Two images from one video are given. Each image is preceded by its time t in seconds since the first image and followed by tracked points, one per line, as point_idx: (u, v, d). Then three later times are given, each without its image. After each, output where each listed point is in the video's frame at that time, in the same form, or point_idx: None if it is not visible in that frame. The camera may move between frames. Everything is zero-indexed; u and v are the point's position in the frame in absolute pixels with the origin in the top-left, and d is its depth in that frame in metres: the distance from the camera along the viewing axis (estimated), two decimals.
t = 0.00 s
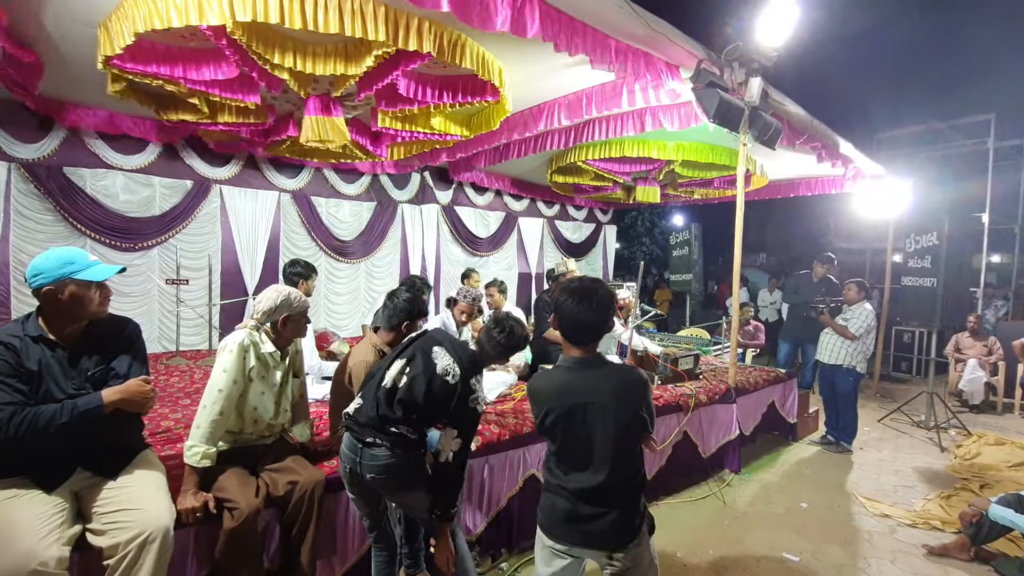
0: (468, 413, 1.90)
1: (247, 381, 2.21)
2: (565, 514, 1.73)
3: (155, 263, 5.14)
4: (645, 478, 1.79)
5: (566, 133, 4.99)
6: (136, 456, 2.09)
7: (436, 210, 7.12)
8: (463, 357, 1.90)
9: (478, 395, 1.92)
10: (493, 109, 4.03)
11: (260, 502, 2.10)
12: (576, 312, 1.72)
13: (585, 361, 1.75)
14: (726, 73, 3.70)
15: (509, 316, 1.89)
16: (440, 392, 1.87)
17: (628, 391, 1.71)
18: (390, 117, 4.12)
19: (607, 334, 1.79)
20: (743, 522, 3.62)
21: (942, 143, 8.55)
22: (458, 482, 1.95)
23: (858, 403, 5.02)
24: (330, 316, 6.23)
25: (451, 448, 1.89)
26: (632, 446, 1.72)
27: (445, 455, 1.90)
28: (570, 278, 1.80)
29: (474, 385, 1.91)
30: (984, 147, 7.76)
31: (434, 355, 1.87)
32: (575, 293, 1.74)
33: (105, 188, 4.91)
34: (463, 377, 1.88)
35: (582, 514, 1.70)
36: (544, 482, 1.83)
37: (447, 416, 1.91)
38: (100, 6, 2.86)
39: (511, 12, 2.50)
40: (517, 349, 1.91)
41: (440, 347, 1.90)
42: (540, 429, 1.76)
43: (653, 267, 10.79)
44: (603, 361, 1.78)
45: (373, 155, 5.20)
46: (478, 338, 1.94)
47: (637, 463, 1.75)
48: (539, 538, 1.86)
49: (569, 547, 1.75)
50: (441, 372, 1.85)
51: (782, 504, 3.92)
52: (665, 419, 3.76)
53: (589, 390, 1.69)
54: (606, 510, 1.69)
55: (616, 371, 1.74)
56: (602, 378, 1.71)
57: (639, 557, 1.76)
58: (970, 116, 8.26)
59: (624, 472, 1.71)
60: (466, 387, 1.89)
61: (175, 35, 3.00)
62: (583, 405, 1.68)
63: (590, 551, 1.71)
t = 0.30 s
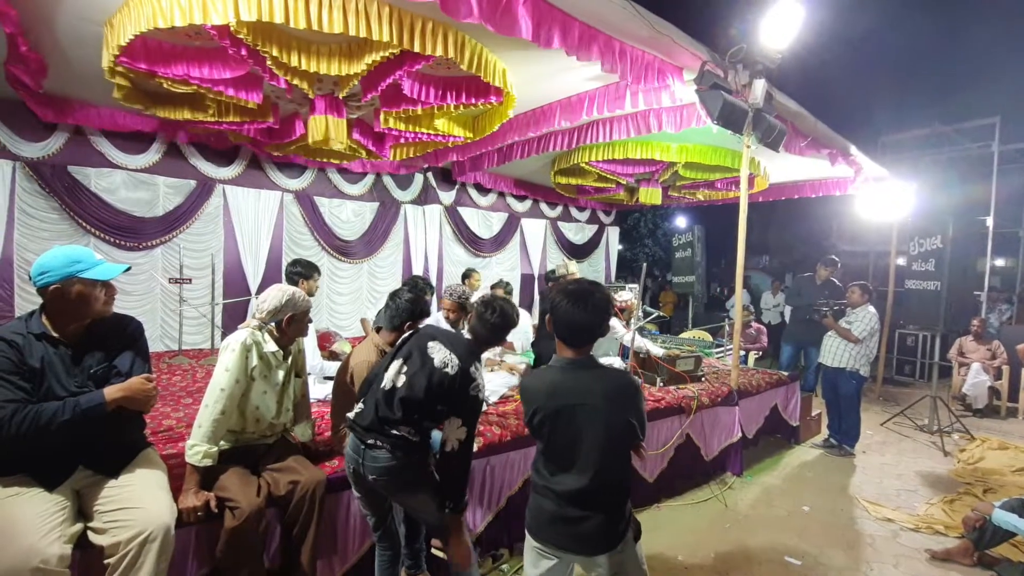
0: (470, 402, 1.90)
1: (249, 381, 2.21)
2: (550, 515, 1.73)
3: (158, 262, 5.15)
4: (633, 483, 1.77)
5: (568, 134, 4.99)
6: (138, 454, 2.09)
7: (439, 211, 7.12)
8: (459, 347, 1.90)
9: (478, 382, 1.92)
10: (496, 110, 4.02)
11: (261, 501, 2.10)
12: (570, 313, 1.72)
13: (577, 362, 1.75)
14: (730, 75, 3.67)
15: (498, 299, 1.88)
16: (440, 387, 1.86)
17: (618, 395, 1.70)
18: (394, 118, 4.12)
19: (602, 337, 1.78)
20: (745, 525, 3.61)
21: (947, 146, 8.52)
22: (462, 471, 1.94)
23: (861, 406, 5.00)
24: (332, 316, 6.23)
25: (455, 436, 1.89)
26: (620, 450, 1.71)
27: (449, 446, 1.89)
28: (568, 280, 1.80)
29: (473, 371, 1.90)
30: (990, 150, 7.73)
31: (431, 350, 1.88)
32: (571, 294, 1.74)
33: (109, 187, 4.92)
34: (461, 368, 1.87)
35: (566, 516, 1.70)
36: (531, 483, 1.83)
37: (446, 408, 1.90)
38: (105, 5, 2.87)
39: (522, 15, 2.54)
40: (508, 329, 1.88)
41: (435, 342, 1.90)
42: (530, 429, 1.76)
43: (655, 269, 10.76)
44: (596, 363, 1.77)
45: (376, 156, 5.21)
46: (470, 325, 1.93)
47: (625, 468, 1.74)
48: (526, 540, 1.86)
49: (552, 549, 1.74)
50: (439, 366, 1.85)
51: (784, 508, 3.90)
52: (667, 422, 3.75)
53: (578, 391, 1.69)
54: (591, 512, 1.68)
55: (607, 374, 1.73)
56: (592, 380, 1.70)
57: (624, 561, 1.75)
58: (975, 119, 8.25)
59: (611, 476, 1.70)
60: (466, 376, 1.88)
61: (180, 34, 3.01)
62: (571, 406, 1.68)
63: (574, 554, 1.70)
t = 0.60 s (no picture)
0: (479, 369, 1.98)
1: (250, 380, 2.21)
2: (536, 515, 1.73)
3: (161, 261, 5.16)
4: (622, 487, 1.75)
5: (571, 135, 4.98)
6: (140, 453, 2.08)
7: (441, 212, 7.10)
8: (450, 327, 1.96)
9: (479, 347, 2.00)
10: (499, 111, 4.02)
11: (263, 500, 2.09)
12: (559, 313, 1.72)
13: (568, 363, 1.74)
14: (733, 75, 3.67)
15: (463, 263, 2.02)
16: (447, 370, 1.93)
17: (606, 397, 1.69)
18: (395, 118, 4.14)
19: (594, 338, 1.77)
20: (746, 527, 3.60)
21: (951, 148, 8.50)
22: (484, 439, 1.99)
23: (864, 408, 4.98)
24: (334, 316, 6.23)
25: (474, 404, 1.95)
26: (607, 454, 1.69)
27: (468, 416, 1.95)
28: (560, 279, 1.80)
29: (471, 339, 1.98)
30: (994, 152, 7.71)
31: (425, 338, 1.94)
32: (561, 294, 1.74)
33: (112, 186, 4.93)
34: (459, 343, 1.94)
35: (551, 516, 1.69)
36: (521, 482, 1.84)
37: (457, 384, 1.97)
38: (109, 5, 2.88)
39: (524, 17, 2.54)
40: (486, 287, 2.04)
41: (426, 329, 1.96)
42: (519, 428, 1.77)
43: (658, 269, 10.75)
44: (587, 364, 1.76)
45: (378, 156, 5.22)
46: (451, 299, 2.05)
47: (614, 472, 1.72)
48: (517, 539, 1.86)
49: (539, 549, 1.74)
50: (438, 350, 1.91)
51: (786, 510, 3.89)
52: (669, 423, 3.74)
53: (564, 392, 1.68)
54: (577, 514, 1.67)
55: (596, 376, 1.72)
56: (580, 382, 1.70)
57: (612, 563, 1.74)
58: (979, 120, 8.23)
59: (598, 479, 1.68)
60: (466, 346, 1.95)
61: (183, 34, 3.01)
62: (557, 407, 1.68)
63: (560, 556, 1.70)
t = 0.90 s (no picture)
0: (472, 342, 2.04)
1: (253, 380, 2.21)
2: (542, 517, 1.73)
3: (164, 261, 5.17)
4: (627, 489, 1.75)
5: (572, 137, 4.98)
6: (142, 453, 2.09)
7: (443, 213, 7.10)
8: (434, 314, 2.04)
9: (467, 322, 2.06)
10: (501, 113, 4.03)
11: (264, 501, 2.09)
12: (564, 314, 1.72)
13: (573, 364, 1.74)
14: (735, 77, 3.67)
15: (433, 241, 2.06)
16: (444, 355, 2.00)
17: (611, 399, 1.68)
18: (398, 120, 4.15)
19: (598, 338, 1.77)
20: (748, 530, 3.60)
21: (954, 151, 8.49)
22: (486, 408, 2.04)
23: (866, 410, 4.97)
24: (335, 316, 6.24)
25: (472, 371, 2.00)
26: (612, 456, 1.69)
27: (470, 388, 2.00)
28: (563, 280, 1.80)
29: (458, 318, 2.05)
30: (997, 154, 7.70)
31: (413, 332, 2.02)
32: (565, 294, 1.74)
33: (116, 187, 4.95)
34: (447, 326, 2.01)
35: (557, 519, 1.69)
36: (527, 483, 1.84)
37: (455, 365, 2.05)
38: (113, 7, 2.89)
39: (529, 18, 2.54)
40: (461, 261, 2.09)
41: (414, 323, 2.04)
42: (524, 430, 1.77)
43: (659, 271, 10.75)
44: (593, 366, 1.76)
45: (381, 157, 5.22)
46: (429, 284, 2.11)
47: (619, 474, 1.71)
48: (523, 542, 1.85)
49: (545, 551, 1.73)
50: (430, 338, 2.00)
51: (788, 512, 3.88)
52: (670, 425, 3.74)
53: (570, 394, 1.68)
54: (583, 517, 1.67)
55: (602, 378, 1.72)
56: (585, 384, 1.69)
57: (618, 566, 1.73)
58: (982, 123, 8.23)
59: (603, 480, 1.68)
60: (454, 325, 2.03)
61: (186, 35, 3.02)
62: (562, 409, 1.68)
63: (565, 559, 1.69)
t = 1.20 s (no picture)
0: (461, 336, 1.99)
1: (256, 380, 2.21)
2: (564, 520, 1.73)
3: (168, 260, 5.18)
4: (648, 488, 1.75)
5: (576, 138, 4.97)
6: (146, 452, 2.09)
7: (447, 214, 7.11)
8: (427, 315, 2.03)
9: (456, 318, 2.01)
10: (505, 114, 4.03)
11: (267, 501, 2.10)
12: (582, 315, 1.72)
13: (591, 365, 1.74)
14: (739, 78, 3.67)
15: (421, 243, 2.10)
16: (433, 357, 1.98)
17: (632, 399, 1.69)
18: (401, 120, 4.15)
19: (615, 339, 1.77)
20: (751, 532, 3.58)
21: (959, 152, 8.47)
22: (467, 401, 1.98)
23: (869, 413, 4.95)
24: (338, 316, 6.24)
25: (457, 359, 1.94)
26: (635, 456, 1.69)
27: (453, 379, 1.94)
28: (578, 281, 1.80)
29: (449, 316, 2.01)
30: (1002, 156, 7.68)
31: (409, 335, 2.02)
32: (582, 296, 1.74)
33: (120, 187, 4.96)
34: (438, 326, 1.99)
35: (581, 521, 1.69)
36: (546, 487, 1.83)
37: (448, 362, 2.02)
38: (118, 7, 2.90)
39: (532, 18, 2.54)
40: (450, 260, 2.10)
41: (410, 326, 2.04)
42: (545, 433, 1.76)
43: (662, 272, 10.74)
44: (610, 367, 1.76)
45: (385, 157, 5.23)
46: (421, 286, 2.12)
47: (640, 474, 1.72)
48: (541, 545, 1.85)
49: (568, 554, 1.73)
50: (423, 340, 1.99)
51: (792, 515, 3.87)
52: (673, 427, 3.74)
53: (591, 396, 1.68)
54: (605, 518, 1.67)
55: (621, 378, 1.73)
56: (606, 385, 1.70)
57: (640, 566, 1.73)
58: (987, 125, 8.21)
59: (627, 480, 1.69)
60: (444, 324, 1.99)
61: (192, 35, 3.03)
62: (584, 411, 1.68)
63: (589, 561, 1.69)
